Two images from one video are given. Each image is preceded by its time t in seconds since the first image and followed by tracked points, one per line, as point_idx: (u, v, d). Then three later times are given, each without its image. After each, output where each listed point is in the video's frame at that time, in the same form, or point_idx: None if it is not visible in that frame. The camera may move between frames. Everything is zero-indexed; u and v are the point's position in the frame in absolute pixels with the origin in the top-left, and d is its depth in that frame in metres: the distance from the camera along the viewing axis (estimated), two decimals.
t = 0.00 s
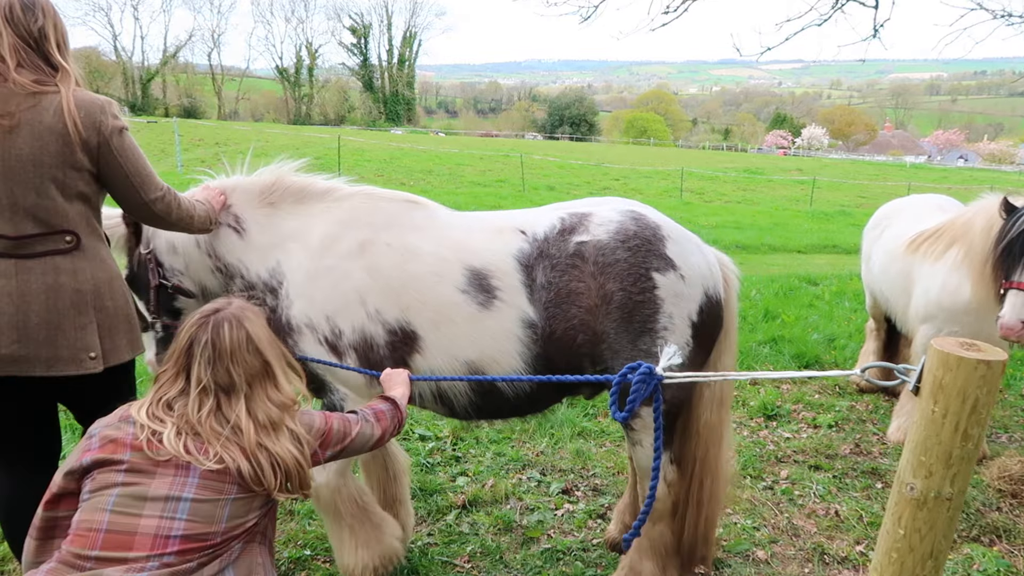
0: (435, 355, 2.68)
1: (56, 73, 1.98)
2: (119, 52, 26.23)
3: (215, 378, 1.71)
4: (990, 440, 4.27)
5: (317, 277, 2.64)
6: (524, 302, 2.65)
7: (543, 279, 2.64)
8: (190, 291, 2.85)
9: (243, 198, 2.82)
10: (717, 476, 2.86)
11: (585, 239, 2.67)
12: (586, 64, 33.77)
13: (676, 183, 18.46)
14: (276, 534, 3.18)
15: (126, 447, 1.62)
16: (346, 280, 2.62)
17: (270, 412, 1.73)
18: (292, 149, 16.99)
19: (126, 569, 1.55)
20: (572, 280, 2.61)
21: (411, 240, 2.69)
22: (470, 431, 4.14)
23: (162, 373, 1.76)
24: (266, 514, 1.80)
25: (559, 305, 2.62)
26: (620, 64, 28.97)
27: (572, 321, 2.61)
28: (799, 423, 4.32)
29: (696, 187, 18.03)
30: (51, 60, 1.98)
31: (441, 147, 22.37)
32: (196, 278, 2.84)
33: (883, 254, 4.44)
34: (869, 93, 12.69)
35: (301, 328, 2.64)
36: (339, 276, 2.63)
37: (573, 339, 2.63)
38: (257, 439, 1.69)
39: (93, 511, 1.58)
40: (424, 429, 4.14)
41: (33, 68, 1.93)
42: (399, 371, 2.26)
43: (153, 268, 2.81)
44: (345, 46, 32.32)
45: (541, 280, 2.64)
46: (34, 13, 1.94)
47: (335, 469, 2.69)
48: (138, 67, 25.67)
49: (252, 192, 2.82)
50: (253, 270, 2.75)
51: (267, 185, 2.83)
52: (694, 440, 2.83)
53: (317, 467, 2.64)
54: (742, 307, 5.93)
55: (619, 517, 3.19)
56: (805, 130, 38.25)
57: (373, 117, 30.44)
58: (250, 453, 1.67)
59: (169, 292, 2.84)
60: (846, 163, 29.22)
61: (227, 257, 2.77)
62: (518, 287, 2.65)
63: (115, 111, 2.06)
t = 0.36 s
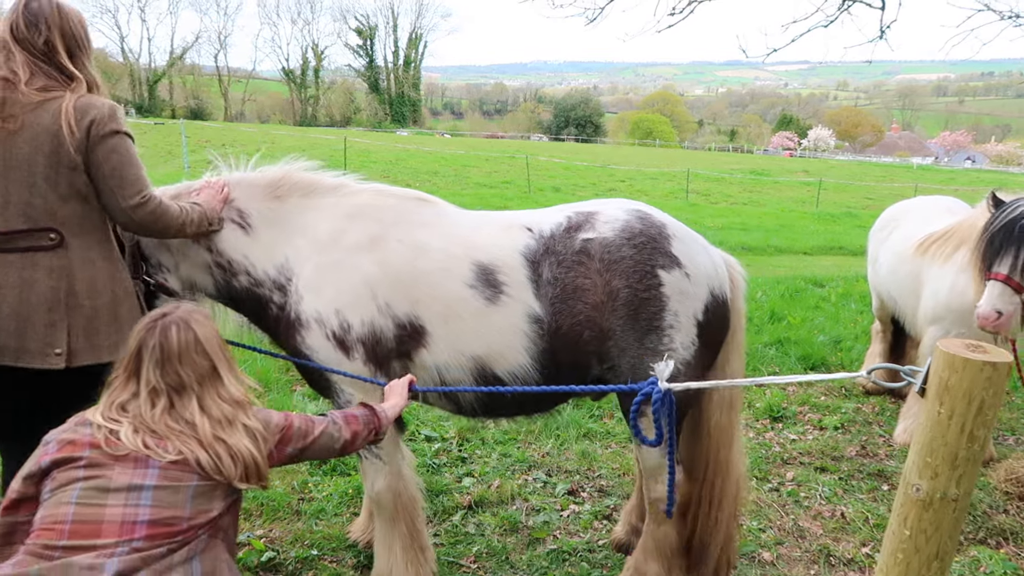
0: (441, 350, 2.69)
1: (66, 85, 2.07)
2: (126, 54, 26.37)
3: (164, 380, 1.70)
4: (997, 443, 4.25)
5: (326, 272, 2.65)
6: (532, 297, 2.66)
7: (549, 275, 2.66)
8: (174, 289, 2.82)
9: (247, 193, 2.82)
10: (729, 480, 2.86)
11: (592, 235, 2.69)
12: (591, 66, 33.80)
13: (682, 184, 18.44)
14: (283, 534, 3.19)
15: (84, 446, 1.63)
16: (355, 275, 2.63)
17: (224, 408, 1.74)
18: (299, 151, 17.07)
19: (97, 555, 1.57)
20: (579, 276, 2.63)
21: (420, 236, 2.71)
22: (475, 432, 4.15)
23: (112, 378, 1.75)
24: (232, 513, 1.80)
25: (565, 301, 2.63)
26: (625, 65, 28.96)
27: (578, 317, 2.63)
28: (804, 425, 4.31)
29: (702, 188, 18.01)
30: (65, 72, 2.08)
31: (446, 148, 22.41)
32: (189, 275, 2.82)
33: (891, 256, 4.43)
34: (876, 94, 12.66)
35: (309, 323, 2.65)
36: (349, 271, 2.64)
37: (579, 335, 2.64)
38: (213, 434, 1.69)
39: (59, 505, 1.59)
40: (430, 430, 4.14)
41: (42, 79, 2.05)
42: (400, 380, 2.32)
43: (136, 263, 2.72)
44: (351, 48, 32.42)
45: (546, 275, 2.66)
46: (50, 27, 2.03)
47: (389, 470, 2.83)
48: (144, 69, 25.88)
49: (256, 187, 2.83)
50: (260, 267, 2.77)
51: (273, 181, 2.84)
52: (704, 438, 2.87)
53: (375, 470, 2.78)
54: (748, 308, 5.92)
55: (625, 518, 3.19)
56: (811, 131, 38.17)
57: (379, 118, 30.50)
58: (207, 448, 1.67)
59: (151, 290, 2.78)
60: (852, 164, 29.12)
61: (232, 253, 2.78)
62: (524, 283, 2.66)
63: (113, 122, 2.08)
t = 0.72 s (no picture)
0: (453, 356, 2.71)
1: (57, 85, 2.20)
2: (135, 60, 26.53)
3: (87, 358, 1.74)
4: (1005, 449, 4.22)
5: (334, 280, 2.66)
6: (551, 300, 2.70)
7: (569, 277, 2.71)
8: (187, 296, 2.85)
9: (255, 198, 2.84)
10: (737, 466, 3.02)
11: (609, 238, 2.75)
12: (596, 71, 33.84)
13: (688, 190, 18.43)
14: (289, 538, 3.19)
15: (15, 429, 1.65)
16: (364, 282, 2.65)
17: (152, 383, 1.78)
18: (306, 156, 17.14)
19: (32, 526, 1.55)
20: (599, 277, 2.68)
21: (430, 243, 2.73)
22: (481, 437, 4.14)
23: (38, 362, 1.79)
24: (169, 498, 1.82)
25: (585, 302, 2.68)
26: (631, 70, 29.00)
27: (597, 318, 2.67)
28: (811, 430, 4.29)
29: (708, 194, 17.99)
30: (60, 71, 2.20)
31: (452, 154, 22.46)
32: (197, 281, 2.85)
33: (898, 261, 4.41)
34: (882, 99, 12.63)
35: (314, 331, 2.66)
36: (357, 279, 2.65)
37: (597, 336, 2.69)
38: (143, 405, 1.73)
39: None
40: (436, 434, 4.14)
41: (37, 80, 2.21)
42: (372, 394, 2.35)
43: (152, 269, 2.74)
44: (358, 54, 32.56)
45: (568, 276, 2.71)
46: (49, 27, 2.16)
47: (397, 477, 2.86)
48: (152, 74, 26.08)
49: (264, 193, 2.84)
50: (267, 273, 2.79)
51: (282, 186, 2.85)
52: (718, 436, 2.98)
53: (383, 479, 2.81)
54: (754, 314, 5.90)
55: (631, 523, 3.19)
56: (818, 136, 38.09)
57: (386, 124, 30.55)
58: (138, 418, 1.71)
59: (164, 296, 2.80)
60: (859, 169, 29.03)
61: (240, 260, 2.80)
62: (545, 286, 2.70)
63: (80, 131, 2.15)
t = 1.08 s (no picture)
0: (462, 359, 2.72)
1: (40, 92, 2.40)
2: (140, 62, 26.64)
3: (75, 356, 1.84)
4: (1012, 452, 4.20)
5: (342, 284, 2.67)
6: (561, 302, 2.71)
7: (580, 279, 2.71)
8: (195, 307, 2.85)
9: (261, 203, 2.85)
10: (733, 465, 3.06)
11: (619, 240, 2.76)
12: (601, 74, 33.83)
13: (692, 193, 18.39)
14: (294, 539, 3.20)
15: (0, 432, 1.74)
16: (372, 286, 2.66)
17: (142, 380, 1.89)
18: (311, 158, 17.18)
19: (12, 535, 1.64)
20: (609, 279, 2.69)
21: (438, 247, 2.73)
22: (485, 439, 4.14)
23: (24, 362, 1.88)
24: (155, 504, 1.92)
25: (594, 304, 2.68)
26: (635, 72, 28.99)
27: (606, 320, 2.68)
28: (815, 433, 4.29)
29: (713, 196, 17.94)
30: (44, 79, 2.40)
31: (457, 156, 22.47)
32: (206, 291, 2.86)
33: (903, 263, 4.40)
34: (887, 101, 12.59)
35: (322, 335, 2.66)
36: (365, 284, 2.66)
37: (605, 338, 2.70)
38: (134, 404, 1.83)
39: None
40: (440, 436, 4.13)
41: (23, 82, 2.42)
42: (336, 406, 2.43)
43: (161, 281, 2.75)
44: (363, 56, 32.62)
45: (578, 278, 2.72)
46: (36, 38, 2.36)
47: (403, 481, 2.87)
48: (158, 76, 26.23)
49: (271, 199, 2.86)
50: (275, 278, 2.80)
51: (288, 190, 2.87)
52: (720, 433, 3.02)
53: (388, 483, 2.82)
54: (759, 316, 5.89)
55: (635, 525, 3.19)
56: (823, 139, 38.00)
57: (390, 126, 30.63)
58: (125, 417, 1.80)
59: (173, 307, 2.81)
60: (864, 172, 28.93)
61: (248, 267, 2.81)
62: (556, 289, 2.71)
63: (45, 136, 2.30)
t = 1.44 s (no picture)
0: (469, 364, 2.72)
1: (5, 98, 2.60)
2: (147, 67, 26.78)
3: (26, 272, 1.81)
4: (1019, 458, 4.17)
5: (350, 287, 2.68)
6: (567, 307, 2.71)
7: (584, 284, 2.72)
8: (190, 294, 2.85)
9: (272, 198, 2.86)
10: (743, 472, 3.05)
11: (623, 244, 2.76)
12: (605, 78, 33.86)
13: (697, 196, 18.36)
14: (300, 542, 3.21)
15: None
16: (380, 290, 2.67)
17: (91, 303, 1.84)
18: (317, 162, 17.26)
19: None
20: (614, 284, 2.69)
21: (446, 251, 2.74)
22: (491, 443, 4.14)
23: None
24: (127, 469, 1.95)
25: (600, 309, 2.69)
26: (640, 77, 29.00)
27: (611, 324, 2.69)
28: (821, 438, 4.28)
29: (718, 200, 17.93)
30: (10, 87, 2.61)
31: (462, 159, 22.51)
32: (204, 280, 2.85)
33: (910, 267, 4.38)
34: (893, 105, 12.55)
35: (330, 339, 2.67)
36: (373, 287, 2.67)
37: (610, 342, 2.70)
38: (81, 332, 1.79)
39: None
40: (445, 439, 4.13)
41: None
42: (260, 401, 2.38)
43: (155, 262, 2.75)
44: (368, 60, 32.71)
45: (584, 283, 2.72)
46: (8, 47, 2.59)
47: (409, 484, 2.88)
48: (164, 80, 26.40)
49: (281, 194, 2.87)
50: (283, 277, 2.81)
51: (301, 187, 2.88)
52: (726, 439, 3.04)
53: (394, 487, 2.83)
54: (764, 320, 5.87)
55: (641, 529, 3.18)
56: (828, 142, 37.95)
57: (395, 129, 30.71)
58: (74, 351, 1.77)
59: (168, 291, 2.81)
60: (869, 175, 28.87)
61: (256, 263, 2.82)
62: (561, 293, 2.71)
63: None
